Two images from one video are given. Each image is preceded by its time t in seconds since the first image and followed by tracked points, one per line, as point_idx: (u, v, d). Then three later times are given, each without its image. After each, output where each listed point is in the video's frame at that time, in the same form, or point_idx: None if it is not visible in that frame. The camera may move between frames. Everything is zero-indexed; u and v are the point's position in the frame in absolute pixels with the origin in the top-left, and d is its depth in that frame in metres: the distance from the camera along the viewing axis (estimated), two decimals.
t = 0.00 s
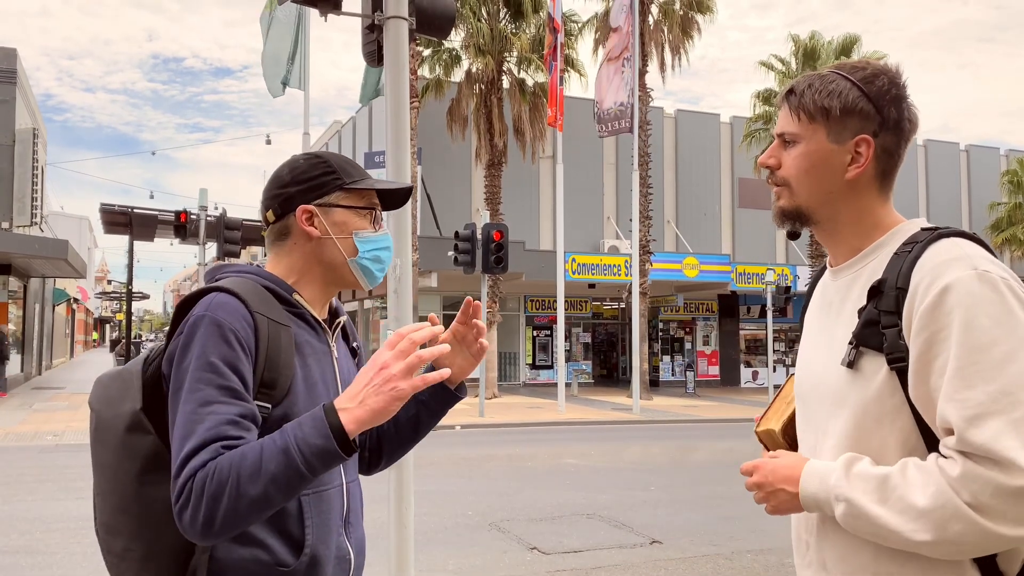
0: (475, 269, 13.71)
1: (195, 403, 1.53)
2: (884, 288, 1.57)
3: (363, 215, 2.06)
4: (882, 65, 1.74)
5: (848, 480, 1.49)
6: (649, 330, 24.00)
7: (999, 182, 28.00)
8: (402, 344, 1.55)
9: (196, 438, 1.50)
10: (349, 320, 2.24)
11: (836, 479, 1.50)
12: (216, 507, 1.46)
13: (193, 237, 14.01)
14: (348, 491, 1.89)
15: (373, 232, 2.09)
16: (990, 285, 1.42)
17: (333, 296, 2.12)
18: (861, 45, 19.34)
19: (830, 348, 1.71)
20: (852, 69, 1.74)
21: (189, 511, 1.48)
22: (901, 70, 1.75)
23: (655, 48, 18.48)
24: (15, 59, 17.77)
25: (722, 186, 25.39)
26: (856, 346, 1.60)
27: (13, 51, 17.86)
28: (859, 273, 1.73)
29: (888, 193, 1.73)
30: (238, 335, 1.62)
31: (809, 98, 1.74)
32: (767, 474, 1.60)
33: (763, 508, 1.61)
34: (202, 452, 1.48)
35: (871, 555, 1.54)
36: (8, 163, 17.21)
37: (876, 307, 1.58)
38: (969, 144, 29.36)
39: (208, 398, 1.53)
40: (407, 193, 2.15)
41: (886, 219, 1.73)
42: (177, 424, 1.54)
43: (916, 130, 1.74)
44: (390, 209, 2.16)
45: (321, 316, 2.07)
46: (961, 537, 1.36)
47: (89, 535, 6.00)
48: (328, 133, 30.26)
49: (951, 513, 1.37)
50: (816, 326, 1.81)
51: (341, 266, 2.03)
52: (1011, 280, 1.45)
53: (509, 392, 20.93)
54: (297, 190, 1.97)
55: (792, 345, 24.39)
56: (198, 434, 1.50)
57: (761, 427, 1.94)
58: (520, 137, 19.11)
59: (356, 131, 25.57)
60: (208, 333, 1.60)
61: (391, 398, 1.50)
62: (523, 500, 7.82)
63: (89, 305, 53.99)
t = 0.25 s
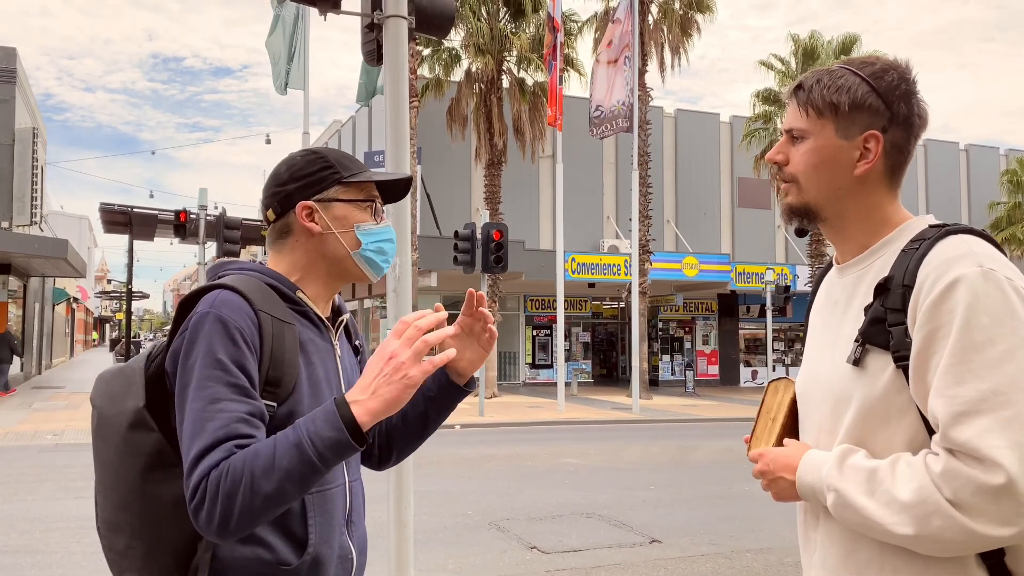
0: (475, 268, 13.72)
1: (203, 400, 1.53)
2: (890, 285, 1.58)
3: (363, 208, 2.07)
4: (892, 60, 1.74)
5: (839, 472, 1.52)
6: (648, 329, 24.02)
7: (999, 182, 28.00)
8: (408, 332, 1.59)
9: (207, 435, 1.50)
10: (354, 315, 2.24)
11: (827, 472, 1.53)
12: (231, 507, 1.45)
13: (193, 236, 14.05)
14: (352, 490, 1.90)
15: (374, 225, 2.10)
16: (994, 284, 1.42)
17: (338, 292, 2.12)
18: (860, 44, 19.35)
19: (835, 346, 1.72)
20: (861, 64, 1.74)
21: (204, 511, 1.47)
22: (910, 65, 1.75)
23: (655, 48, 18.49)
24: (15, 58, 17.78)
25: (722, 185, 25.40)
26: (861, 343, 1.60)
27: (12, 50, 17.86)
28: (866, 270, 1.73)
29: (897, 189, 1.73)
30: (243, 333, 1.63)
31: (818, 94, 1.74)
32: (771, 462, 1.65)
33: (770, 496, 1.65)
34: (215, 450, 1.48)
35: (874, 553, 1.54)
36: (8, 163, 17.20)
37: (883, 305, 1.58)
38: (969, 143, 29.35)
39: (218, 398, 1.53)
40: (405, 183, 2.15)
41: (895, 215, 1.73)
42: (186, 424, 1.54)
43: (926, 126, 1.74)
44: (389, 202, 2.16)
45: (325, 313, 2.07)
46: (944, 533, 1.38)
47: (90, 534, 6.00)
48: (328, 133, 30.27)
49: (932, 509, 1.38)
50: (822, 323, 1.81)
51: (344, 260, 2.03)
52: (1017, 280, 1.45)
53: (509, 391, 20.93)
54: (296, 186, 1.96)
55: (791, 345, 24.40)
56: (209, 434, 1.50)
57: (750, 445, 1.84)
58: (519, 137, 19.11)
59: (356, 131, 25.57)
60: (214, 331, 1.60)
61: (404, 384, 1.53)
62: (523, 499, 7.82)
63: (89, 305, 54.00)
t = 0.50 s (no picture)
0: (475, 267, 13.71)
1: (192, 404, 1.52)
2: (895, 285, 1.57)
3: (346, 208, 2.07)
4: (897, 58, 1.74)
5: (844, 473, 1.52)
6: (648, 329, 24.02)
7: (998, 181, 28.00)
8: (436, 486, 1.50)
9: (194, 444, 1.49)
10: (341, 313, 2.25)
11: (833, 473, 1.53)
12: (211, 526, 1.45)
13: (191, 236, 14.18)
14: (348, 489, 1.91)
15: (356, 226, 2.11)
16: (998, 283, 1.42)
17: (324, 288, 2.14)
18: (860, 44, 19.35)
19: (837, 346, 1.71)
20: (865, 62, 1.74)
21: (181, 525, 1.47)
22: (915, 63, 1.74)
23: (654, 47, 18.49)
24: (14, 58, 17.77)
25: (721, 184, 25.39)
26: (866, 343, 1.60)
27: (12, 49, 17.82)
28: (869, 269, 1.73)
29: (900, 187, 1.73)
30: (233, 333, 1.62)
31: (822, 91, 1.74)
32: (774, 463, 1.66)
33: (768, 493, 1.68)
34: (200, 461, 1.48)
35: (879, 554, 1.54)
36: (7, 162, 17.18)
37: (887, 304, 1.58)
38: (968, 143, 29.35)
39: (208, 406, 1.52)
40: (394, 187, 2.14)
41: (898, 214, 1.73)
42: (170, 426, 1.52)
43: (930, 124, 1.74)
44: (376, 202, 2.17)
45: (312, 309, 2.09)
46: (948, 534, 1.37)
47: (89, 534, 5.99)
48: (327, 132, 30.25)
49: (938, 510, 1.38)
50: (823, 323, 1.81)
51: (322, 259, 2.05)
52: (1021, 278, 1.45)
53: (508, 391, 20.93)
54: (279, 181, 1.97)
55: (791, 344, 24.40)
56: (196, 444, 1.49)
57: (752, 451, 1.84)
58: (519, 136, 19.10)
59: (355, 130, 25.55)
60: (204, 330, 1.60)
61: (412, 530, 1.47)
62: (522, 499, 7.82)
63: (89, 304, 53.96)
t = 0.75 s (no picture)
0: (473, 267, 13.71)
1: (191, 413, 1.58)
2: (896, 283, 1.57)
3: (332, 204, 2.08)
4: (900, 57, 1.74)
5: (845, 472, 1.52)
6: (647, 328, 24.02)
7: (997, 181, 28.03)
8: None
9: (191, 461, 1.57)
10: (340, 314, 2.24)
11: (834, 473, 1.53)
12: (210, 545, 1.56)
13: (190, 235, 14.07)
14: (340, 491, 1.93)
15: (345, 220, 2.11)
16: (1001, 281, 1.41)
17: (318, 288, 2.14)
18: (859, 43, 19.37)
19: (837, 346, 1.71)
20: (870, 61, 1.75)
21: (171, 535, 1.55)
22: (918, 62, 1.75)
23: (653, 47, 18.51)
24: (12, 57, 17.76)
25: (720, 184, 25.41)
26: (867, 341, 1.59)
27: (11, 48, 17.82)
28: (870, 268, 1.72)
29: (903, 185, 1.73)
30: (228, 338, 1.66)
31: (827, 88, 1.74)
32: (773, 463, 1.66)
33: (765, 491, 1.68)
34: (199, 480, 1.56)
35: (880, 553, 1.53)
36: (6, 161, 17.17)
37: (888, 301, 1.57)
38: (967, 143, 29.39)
39: (206, 424, 1.58)
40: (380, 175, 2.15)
41: (900, 212, 1.73)
42: (164, 436, 1.57)
43: (934, 123, 1.74)
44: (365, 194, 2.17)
45: (307, 310, 2.08)
46: (951, 534, 1.37)
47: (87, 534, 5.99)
48: (326, 131, 30.24)
49: (940, 509, 1.38)
50: (823, 323, 1.81)
51: (312, 256, 2.05)
52: None
53: (507, 390, 20.94)
54: (263, 182, 1.99)
55: (790, 344, 24.42)
56: (194, 462, 1.57)
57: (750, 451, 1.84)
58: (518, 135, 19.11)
59: (354, 130, 25.55)
60: (203, 334, 1.63)
61: None
62: (521, 498, 7.83)
63: (88, 304, 53.92)
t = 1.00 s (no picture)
0: (472, 266, 13.69)
1: (172, 413, 1.58)
2: (892, 283, 1.58)
3: (330, 208, 2.09)
4: (905, 60, 1.76)
5: (829, 475, 1.52)
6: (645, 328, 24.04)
7: (995, 181, 28.06)
8: None
9: (166, 459, 1.57)
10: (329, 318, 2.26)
11: (817, 474, 1.53)
12: (172, 546, 1.55)
13: (189, 235, 14.03)
14: (327, 491, 1.94)
15: (341, 226, 2.12)
16: (998, 282, 1.41)
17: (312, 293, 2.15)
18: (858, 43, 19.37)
19: (833, 348, 1.72)
20: (876, 61, 1.75)
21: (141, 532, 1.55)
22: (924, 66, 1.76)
23: (652, 46, 18.50)
24: (11, 56, 17.73)
25: (719, 183, 25.41)
26: (862, 340, 1.60)
27: (9, 48, 17.78)
28: (867, 269, 1.73)
29: (904, 185, 1.74)
30: (220, 339, 1.65)
31: (834, 85, 1.74)
32: (751, 466, 1.66)
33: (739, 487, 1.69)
34: (171, 479, 1.56)
35: (879, 553, 1.53)
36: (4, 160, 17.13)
37: (884, 301, 1.58)
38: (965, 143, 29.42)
39: (186, 423, 1.59)
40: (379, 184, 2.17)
41: (900, 212, 1.74)
42: (144, 431, 1.58)
43: (936, 127, 1.75)
44: (362, 201, 2.19)
45: (300, 313, 2.10)
46: (938, 535, 1.37)
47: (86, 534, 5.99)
48: (325, 131, 30.20)
49: (927, 510, 1.38)
50: (821, 325, 1.81)
51: (309, 260, 2.05)
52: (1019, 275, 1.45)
53: (506, 390, 20.94)
54: (263, 184, 1.99)
55: (789, 343, 24.45)
56: (169, 460, 1.57)
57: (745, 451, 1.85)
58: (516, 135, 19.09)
59: (352, 130, 25.53)
60: (192, 334, 1.63)
61: None
62: (520, 498, 7.83)
63: (86, 304, 53.87)
